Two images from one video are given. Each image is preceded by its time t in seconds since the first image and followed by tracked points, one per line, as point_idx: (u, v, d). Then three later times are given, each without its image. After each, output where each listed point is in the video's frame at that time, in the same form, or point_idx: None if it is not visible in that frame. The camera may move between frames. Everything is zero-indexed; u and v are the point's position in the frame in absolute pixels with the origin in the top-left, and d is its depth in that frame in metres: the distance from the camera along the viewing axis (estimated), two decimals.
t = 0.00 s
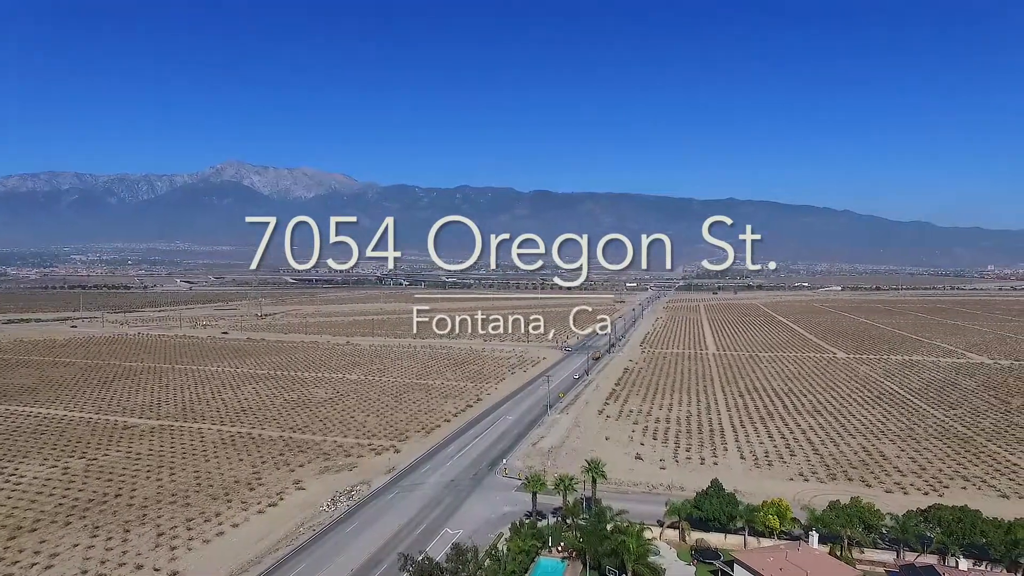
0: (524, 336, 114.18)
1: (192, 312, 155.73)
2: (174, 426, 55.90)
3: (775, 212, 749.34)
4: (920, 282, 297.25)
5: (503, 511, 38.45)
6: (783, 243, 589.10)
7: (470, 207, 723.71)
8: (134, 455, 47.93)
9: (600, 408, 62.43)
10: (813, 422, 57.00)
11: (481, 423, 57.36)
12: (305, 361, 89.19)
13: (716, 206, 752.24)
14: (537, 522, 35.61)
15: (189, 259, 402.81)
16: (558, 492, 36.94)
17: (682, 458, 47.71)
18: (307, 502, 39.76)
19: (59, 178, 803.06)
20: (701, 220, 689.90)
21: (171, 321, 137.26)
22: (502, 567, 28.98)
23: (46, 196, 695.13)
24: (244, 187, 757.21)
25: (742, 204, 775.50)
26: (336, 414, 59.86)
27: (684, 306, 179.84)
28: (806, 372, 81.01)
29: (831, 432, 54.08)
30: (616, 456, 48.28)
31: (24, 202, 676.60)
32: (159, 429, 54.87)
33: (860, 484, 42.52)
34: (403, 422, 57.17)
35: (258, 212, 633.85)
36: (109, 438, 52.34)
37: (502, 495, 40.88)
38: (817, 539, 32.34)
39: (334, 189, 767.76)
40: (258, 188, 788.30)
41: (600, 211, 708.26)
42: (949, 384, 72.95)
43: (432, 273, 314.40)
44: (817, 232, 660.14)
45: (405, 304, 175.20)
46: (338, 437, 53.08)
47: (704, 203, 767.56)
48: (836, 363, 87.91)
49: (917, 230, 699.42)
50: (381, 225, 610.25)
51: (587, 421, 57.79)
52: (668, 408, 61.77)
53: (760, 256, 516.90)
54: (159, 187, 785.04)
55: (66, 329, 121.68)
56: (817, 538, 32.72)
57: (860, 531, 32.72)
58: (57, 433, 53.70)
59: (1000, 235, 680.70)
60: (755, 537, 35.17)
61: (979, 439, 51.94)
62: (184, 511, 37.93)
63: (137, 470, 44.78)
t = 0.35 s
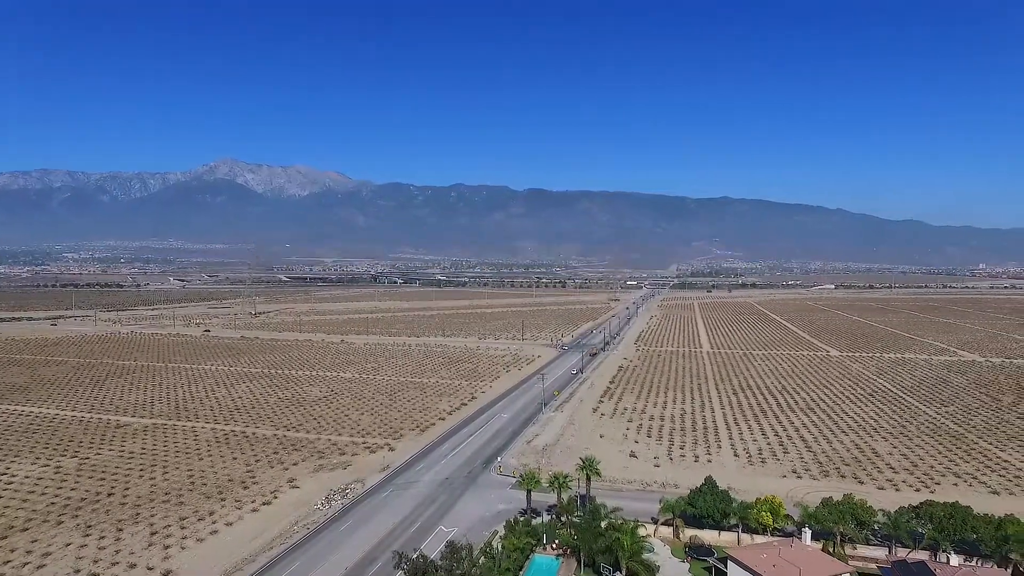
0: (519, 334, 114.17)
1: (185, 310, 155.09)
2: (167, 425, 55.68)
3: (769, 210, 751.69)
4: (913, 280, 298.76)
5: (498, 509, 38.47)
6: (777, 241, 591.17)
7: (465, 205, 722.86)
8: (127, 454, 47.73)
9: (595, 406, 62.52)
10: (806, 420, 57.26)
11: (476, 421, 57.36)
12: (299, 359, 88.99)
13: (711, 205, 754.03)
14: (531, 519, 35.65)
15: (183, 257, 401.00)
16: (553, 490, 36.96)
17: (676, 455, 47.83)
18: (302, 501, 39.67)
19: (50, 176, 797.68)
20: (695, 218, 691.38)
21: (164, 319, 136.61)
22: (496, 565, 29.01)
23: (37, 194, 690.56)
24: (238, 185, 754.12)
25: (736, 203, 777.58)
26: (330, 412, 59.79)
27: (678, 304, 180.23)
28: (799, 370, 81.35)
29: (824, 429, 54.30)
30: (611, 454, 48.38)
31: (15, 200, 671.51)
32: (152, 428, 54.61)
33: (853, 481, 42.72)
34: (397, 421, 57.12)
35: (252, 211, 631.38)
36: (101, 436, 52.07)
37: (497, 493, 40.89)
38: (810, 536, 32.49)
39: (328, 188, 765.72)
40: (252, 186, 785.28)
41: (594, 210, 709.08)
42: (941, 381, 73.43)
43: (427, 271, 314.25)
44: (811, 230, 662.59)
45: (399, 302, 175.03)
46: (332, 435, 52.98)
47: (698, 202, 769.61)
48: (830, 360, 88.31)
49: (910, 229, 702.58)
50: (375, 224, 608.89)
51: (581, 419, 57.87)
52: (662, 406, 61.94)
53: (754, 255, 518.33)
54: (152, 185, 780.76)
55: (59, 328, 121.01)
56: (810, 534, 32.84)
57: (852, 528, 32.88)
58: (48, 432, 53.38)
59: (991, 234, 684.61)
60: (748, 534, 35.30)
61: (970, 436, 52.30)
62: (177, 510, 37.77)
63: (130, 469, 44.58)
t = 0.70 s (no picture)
0: (513, 309, 114.49)
1: (179, 285, 154.70)
2: (164, 399, 55.99)
3: (764, 185, 750.17)
4: (905, 255, 300.11)
5: (493, 480, 39.02)
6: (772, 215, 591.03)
7: (459, 179, 718.32)
8: (125, 428, 48.07)
9: (590, 379, 63.14)
10: (798, 393, 57.99)
11: (471, 395, 57.84)
12: (295, 334, 89.22)
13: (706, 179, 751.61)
14: (526, 490, 36.21)
15: (175, 231, 397.90)
16: (547, 462, 37.45)
17: (669, 428, 48.46)
18: (299, 473, 40.13)
19: (39, 149, 786.58)
20: (691, 193, 689.66)
21: (158, 294, 136.27)
22: (491, 534, 29.55)
23: (26, 167, 681.79)
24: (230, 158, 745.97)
25: (732, 177, 775.16)
26: (326, 386, 60.17)
27: (672, 278, 180.72)
28: (791, 343, 82.12)
29: (815, 402, 55.07)
30: (604, 427, 48.96)
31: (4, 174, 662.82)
32: (148, 402, 54.92)
33: (842, 453, 43.46)
34: (393, 394, 57.54)
35: (244, 185, 625.85)
36: (98, 410, 52.39)
37: (492, 465, 41.42)
38: (799, 506, 33.15)
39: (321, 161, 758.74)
40: (245, 160, 777.42)
41: (590, 184, 706.00)
42: (932, 355, 74.30)
43: (422, 246, 313.72)
44: (806, 204, 662.28)
45: (394, 276, 174.99)
46: (329, 409, 53.37)
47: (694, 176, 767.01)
48: (822, 334, 89.12)
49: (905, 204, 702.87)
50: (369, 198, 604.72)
51: (575, 393, 58.41)
52: (655, 380, 62.55)
53: (749, 229, 518.46)
54: (143, 159, 771.72)
55: (53, 303, 120.73)
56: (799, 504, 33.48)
57: (841, 498, 33.52)
58: (45, 406, 53.64)
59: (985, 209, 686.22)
60: (739, 504, 35.97)
61: (958, 408, 53.10)
62: (176, 483, 38.16)
63: (128, 443, 44.94)
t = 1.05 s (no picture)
0: (509, 279, 114.58)
1: (174, 256, 154.07)
2: (162, 369, 56.38)
3: (762, 155, 745.55)
4: (901, 225, 300.49)
5: (490, 448, 39.58)
6: (770, 186, 588.62)
7: (455, 149, 711.79)
8: (123, 397, 48.47)
9: (586, 349, 63.65)
10: (791, 362, 58.56)
11: (468, 364, 58.32)
12: (292, 304, 89.35)
13: (704, 149, 746.36)
14: (522, 458, 36.72)
15: (168, 202, 394.22)
16: (543, 430, 37.84)
17: (663, 396, 49.06)
18: (298, 441, 40.63)
19: (27, 117, 774.24)
20: (688, 163, 685.20)
21: (153, 265, 135.78)
22: (488, 501, 30.08)
23: (16, 136, 671.95)
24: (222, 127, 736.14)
25: (729, 147, 769.81)
26: (324, 356, 60.57)
27: (669, 249, 180.70)
28: (786, 313, 82.73)
29: (807, 371, 55.73)
30: (600, 396, 49.52)
31: None
32: (146, 372, 55.27)
33: (833, 421, 44.18)
34: (390, 364, 57.94)
35: (237, 155, 618.72)
36: (96, 380, 52.70)
37: (489, 434, 41.95)
38: (790, 473, 33.76)
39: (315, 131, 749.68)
40: (237, 130, 767.75)
41: (586, 154, 700.52)
42: (925, 325, 74.86)
43: (417, 216, 312.23)
44: (804, 174, 659.30)
45: (391, 247, 174.61)
46: (327, 378, 53.84)
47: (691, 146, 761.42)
48: (816, 305, 89.66)
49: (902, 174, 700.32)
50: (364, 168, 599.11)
51: (571, 362, 58.92)
52: (650, 349, 63.11)
53: (746, 200, 516.64)
54: (134, 128, 761.13)
55: (47, 273, 120.33)
56: (791, 471, 34.05)
57: (832, 465, 34.11)
58: (43, 376, 53.94)
59: (983, 180, 684.65)
60: (732, 471, 36.58)
61: (949, 377, 53.75)
62: (176, 451, 38.64)
63: (128, 412, 45.39)
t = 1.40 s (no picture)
0: (508, 249, 114.32)
1: (171, 226, 153.21)
2: (162, 339, 56.64)
3: (762, 124, 738.27)
4: (902, 196, 299.18)
5: (489, 417, 40.01)
6: (770, 155, 584.22)
7: (453, 117, 703.53)
8: (124, 367, 48.79)
9: (584, 319, 63.93)
10: (787, 332, 58.94)
11: (466, 334, 58.60)
12: (289, 275, 89.26)
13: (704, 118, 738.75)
14: (521, 427, 37.18)
15: (163, 172, 390.12)
16: (541, 399, 38.18)
17: (660, 366, 49.53)
18: (298, 411, 41.06)
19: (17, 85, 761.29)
20: (688, 132, 678.64)
21: (150, 235, 135.14)
22: (487, 469, 30.55)
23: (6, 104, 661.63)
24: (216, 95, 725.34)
25: (729, 116, 761.98)
26: (323, 326, 60.85)
27: (668, 219, 180.05)
28: (784, 284, 82.93)
29: (804, 340, 56.14)
30: (597, 365, 49.93)
31: None
32: (146, 342, 55.55)
33: (827, 390, 44.71)
34: (389, 334, 58.21)
35: (232, 123, 610.90)
36: (97, 351, 52.96)
37: (487, 403, 42.38)
38: (784, 441, 34.26)
39: (310, 99, 739.44)
40: (231, 98, 756.98)
41: (585, 122, 693.08)
42: (920, 295, 75.15)
43: (415, 186, 310.02)
44: (804, 143, 654.00)
45: (388, 217, 173.76)
46: (326, 348, 54.15)
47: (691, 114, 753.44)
48: (814, 275, 89.80)
49: (903, 143, 695.21)
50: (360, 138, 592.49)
51: (569, 332, 59.24)
52: (648, 319, 63.44)
53: (746, 169, 513.04)
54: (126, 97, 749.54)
55: (43, 244, 119.81)
56: (785, 440, 34.55)
57: (825, 433, 34.60)
58: (43, 346, 54.18)
59: (983, 149, 680.21)
60: (726, 439, 37.11)
61: (943, 347, 54.22)
62: (178, 420, 39.03)
63: (129, 382, 45.73)
